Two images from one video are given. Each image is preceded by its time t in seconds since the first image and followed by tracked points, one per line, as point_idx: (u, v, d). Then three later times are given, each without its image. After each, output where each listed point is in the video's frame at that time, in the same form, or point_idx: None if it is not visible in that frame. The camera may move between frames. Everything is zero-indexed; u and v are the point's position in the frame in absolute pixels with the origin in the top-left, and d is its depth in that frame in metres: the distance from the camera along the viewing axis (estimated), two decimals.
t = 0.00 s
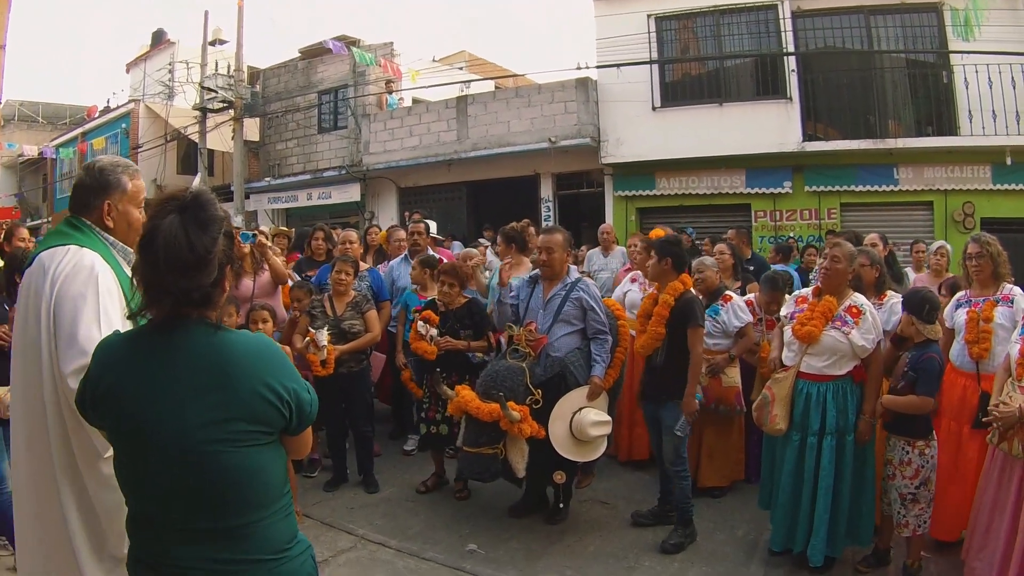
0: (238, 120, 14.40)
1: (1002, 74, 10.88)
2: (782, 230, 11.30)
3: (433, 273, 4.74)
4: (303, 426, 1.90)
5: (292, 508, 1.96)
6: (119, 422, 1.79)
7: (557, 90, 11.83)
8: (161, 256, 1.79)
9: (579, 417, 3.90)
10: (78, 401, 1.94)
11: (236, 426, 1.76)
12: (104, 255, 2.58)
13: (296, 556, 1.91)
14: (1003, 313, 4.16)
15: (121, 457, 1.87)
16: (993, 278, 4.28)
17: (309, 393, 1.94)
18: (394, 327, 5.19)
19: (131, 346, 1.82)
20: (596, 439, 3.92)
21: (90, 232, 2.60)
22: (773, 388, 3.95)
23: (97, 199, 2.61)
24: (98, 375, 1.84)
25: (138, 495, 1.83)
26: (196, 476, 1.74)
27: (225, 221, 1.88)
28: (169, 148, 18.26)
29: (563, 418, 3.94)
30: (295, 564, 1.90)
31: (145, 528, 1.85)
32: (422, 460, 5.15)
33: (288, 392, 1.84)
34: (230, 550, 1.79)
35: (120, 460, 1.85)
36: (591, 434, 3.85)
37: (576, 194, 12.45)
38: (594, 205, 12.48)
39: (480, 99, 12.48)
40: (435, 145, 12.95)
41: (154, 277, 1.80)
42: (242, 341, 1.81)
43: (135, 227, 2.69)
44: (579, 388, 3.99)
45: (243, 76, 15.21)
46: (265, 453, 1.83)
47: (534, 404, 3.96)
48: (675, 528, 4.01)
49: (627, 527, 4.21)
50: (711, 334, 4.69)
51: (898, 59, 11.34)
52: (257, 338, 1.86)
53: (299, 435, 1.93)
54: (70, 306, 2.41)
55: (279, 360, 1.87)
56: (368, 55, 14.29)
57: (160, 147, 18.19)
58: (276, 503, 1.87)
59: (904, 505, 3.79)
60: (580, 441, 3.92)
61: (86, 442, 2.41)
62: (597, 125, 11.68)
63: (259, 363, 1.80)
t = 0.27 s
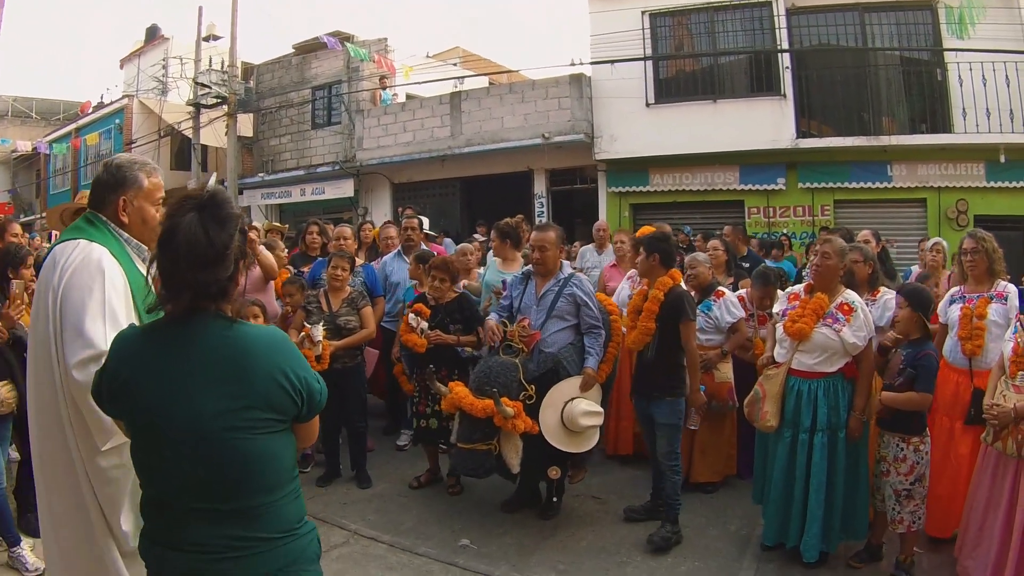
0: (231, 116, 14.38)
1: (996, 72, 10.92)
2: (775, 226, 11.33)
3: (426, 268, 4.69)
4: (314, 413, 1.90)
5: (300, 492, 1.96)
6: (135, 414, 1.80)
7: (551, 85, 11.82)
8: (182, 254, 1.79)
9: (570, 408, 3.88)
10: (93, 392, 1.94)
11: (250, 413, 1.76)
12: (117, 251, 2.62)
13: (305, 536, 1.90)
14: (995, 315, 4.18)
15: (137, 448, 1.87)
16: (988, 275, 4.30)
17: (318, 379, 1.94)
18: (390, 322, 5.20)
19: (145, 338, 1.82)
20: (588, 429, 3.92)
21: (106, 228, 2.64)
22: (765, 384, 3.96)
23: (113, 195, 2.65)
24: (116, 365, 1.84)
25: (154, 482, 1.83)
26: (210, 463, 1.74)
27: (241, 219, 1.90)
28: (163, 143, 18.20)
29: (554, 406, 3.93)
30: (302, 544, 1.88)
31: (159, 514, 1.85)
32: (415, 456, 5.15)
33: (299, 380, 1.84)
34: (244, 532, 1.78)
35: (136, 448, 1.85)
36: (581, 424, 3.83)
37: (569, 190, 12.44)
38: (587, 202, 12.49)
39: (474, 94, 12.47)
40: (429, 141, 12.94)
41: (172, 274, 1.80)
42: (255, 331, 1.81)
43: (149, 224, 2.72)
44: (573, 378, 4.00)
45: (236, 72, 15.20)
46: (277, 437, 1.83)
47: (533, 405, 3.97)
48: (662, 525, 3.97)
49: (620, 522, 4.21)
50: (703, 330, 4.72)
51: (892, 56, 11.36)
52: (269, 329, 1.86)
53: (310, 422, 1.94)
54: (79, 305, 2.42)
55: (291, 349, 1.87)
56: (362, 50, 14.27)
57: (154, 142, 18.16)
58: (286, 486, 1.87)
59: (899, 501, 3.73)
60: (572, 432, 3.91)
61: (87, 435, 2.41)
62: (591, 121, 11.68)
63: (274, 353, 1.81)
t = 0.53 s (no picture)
0: (224, 112, 14.34)
1: (989, 72, 10.93)
2: (768, 225, 11.35)
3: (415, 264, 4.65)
4: (326, 402, 1.94)
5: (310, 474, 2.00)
6: (158, 404, 1.80)
7: (545, 83, 11.82)
8: (208, 253, 1.80)
9: (554, 399, 3.83)
10: (111, 384, 1.93)
11: (269, 402, 1.79)
12: (120, 253, 2.66)
13: (314, 515, 1.94)
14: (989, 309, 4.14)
15: (154, 438, 1.88)
16: (982, 275, 4.24)
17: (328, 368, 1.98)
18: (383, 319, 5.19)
19: (166, 331, 1.83)
20: (573, 422, 3.87)
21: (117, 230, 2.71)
22: (755, 383, 3.98)
23: (122, 197, 2.68)
24: (137, 358, 1.84)
25: (174, 470, 1.84)
26: (230, 450, 1.77)
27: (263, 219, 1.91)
28: (156, 140, 18.14)
29: (539, 396, 3.88)
30: (312, 523, 1.93)
31: (178, 502, 1.87)
32: (407, 453, 5.15)
33: (314, 370, 1.88)
34: (261, 515, 1.82)
35: (156, 437, 1.86)
36: (565, 416, 3.79)
37: (562, 188, 12.44)
38: (580, 200, 12.50)
39: (467, 92, 12.45)
40: (422, 138, 12.93)
41: (196, 272, 1.80)
42: (272, 325, 1.84)
43: (157, 225, 2.73)
44: (561, 369, 3.96)
45: (229, 68, 15.17)
46: (292, 425, 1.86)
47: (521, 402, 3.90)
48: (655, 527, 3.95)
49: (612, 520, 4.22)
50: (695, 328, 4.72)
51: (885, 56, 11.37)
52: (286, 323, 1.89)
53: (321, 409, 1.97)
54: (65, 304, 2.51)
55: (307, 342, 1.90)
56: (355, 47, 14.24)
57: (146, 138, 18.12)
58: (299, 469, 1.91)
59: (895, 501, 3.74)
60: (556, 424, 3.86)
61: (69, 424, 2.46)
62: (584, 119, 11.67)
63: (291, 345, 1.84)
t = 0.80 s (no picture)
0: (218, 112, 14.33)
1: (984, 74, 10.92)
2: (762, 226, 11.37)
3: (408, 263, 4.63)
4: (329, 399, 1.93)
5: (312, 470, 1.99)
6: (167, 401, 1.80)
7: (539, 84, 11.83)
8: (218, 256, 1.79)
9: (544, 400, 3.85)
10: (119, 383, 1.93)
11: (276, 398, 1.79)
12: (120, 252, 2.65)
13: (317, 511, 1.94)
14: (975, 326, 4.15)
15: (161, 434, 1.89)
16: (972, 278, 4.22)
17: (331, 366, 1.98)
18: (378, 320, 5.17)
19: (175, 330, 1.83)
20: (563, 423, 3.88)
21: (124, 231, 2.71)
22: (748, 383, 3.98)
23: (127, 199, 2.68)
24: (146, 357, 1.84)
25: (182, 466, 1.84)
26: (236, 446, 1.77)
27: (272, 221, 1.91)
28: (150, 139, 18.15)
29: (531, 397, 3.89)
30: (316, 519, 1.92)
31: (183, 498, 1.86)
32: (400, 454, 5.14)
33: (319, 368, 1.88)
34: (265, 509, 1.81)
35: (164, 435, 1.86)
36: (555, 417, 3.81)
37: (556, 189, 12.45)
38: (574, 200, 12.50)
39: (461, 92, 12.45)
40: (416, 138, 12.94)
41: (206, 274, 1.80)
42: (279, 324, 1.84)
43: (163, 226, 2.72)
44: (552, 370, 3.97)
45: (224, 68, 15.16)
46: (297, 420, 1.86)
47: (512, 403, 3.90)
48: (648, 528, 3.95)
49: (605, 520, 4.22)
50: (688, 329, 4.74)
51: (879, 58, 11.39)
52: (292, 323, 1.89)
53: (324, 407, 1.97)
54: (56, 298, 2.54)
55: (312, 342, 1.91)
56: (350, 47, 14.24)
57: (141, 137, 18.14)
58: (302, 464, 1.90)
59: (891, 502, 3.72)
60: (546, 425, 3.87)
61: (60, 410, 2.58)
62: (578, 119, 11.68)
63: (297, 343, 1.85)
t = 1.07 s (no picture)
0: (218, 110, 14.33)
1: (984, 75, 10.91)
2: (762, 226, 11.38)
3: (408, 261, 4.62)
4: (323, 397, 1.92)
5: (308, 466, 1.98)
6: (163, 396, 1.82)
7: (539, 83, 11.84)
8: (209, 254, 1.81)
9: (543, 400, 3.85)
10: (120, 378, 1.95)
11: (267, 393, 1.79)
12: (136, 251, 2.70)
13: (312, 507, 1.93)
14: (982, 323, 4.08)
15: (160, 429, 1.90)
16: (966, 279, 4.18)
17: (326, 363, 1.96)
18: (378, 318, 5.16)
19: (172, 326, 1.85)
20: (561, 423, 3.88)
21: (131, 227, 2.74)
22: (746, 386, 3.98)
23: (132, 197, 2.71)
24: (144, 352, 1.85)
25: (179, 461, 1.85)
26: (228, 441, 1.77)
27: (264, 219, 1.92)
28: (151, 136, 18.18)
29: (530, 396, 3.88)
30: (310, 516, 1.91)
31: (181, 492, 1.87)
32: (399, 452, 5.14)
33: (311, 365, 1.86)
34: (258, 506, 1.81)
35: (163, 430, 1.88)
36: (553, 417, 3.82)
37: (556, 188, 12.46)
38: (574, 200, 12.51)
39: (461, 91, 12.45)
40: (416, 137, 12.94)
41: (198, 271, 1.82)
42: (272, 319, 1.83)
43: (171, 219, 2.76)
44: (551, 370, 3.97)
45: (224, 65, 15.17)
46: (290, 417, 1.85)
47: (512, 402, 3.90)
48: (648, 528, 3.95)
49: (604, 520, 4.22)
50: (688, 329, 4.75)
51: (880, 58, 11.39)
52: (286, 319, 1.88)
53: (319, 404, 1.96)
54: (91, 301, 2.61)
55: (306, 337, 1.89)
56: (350, 45, 14.24)
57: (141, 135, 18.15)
58: (297, 460, 1.89)
59: (891, 503, 3.73)
60: (545, 425, 3.87)
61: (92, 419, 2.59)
62: (578, 119, 11.68)
63: (291, 339, 1.84)
